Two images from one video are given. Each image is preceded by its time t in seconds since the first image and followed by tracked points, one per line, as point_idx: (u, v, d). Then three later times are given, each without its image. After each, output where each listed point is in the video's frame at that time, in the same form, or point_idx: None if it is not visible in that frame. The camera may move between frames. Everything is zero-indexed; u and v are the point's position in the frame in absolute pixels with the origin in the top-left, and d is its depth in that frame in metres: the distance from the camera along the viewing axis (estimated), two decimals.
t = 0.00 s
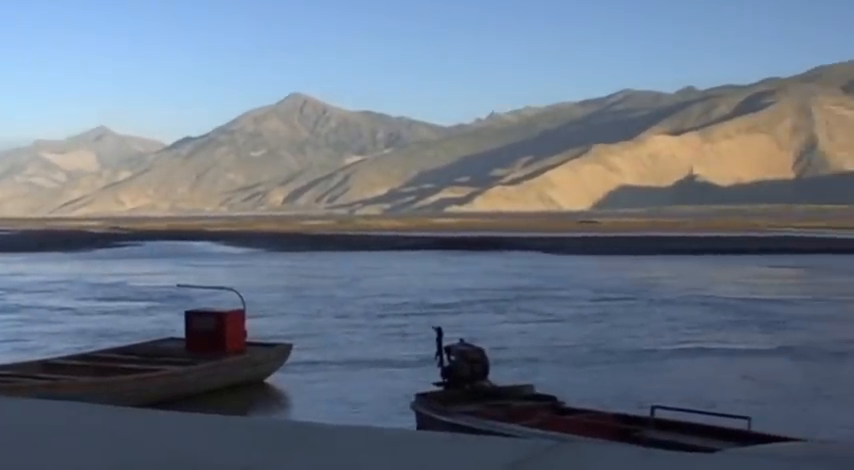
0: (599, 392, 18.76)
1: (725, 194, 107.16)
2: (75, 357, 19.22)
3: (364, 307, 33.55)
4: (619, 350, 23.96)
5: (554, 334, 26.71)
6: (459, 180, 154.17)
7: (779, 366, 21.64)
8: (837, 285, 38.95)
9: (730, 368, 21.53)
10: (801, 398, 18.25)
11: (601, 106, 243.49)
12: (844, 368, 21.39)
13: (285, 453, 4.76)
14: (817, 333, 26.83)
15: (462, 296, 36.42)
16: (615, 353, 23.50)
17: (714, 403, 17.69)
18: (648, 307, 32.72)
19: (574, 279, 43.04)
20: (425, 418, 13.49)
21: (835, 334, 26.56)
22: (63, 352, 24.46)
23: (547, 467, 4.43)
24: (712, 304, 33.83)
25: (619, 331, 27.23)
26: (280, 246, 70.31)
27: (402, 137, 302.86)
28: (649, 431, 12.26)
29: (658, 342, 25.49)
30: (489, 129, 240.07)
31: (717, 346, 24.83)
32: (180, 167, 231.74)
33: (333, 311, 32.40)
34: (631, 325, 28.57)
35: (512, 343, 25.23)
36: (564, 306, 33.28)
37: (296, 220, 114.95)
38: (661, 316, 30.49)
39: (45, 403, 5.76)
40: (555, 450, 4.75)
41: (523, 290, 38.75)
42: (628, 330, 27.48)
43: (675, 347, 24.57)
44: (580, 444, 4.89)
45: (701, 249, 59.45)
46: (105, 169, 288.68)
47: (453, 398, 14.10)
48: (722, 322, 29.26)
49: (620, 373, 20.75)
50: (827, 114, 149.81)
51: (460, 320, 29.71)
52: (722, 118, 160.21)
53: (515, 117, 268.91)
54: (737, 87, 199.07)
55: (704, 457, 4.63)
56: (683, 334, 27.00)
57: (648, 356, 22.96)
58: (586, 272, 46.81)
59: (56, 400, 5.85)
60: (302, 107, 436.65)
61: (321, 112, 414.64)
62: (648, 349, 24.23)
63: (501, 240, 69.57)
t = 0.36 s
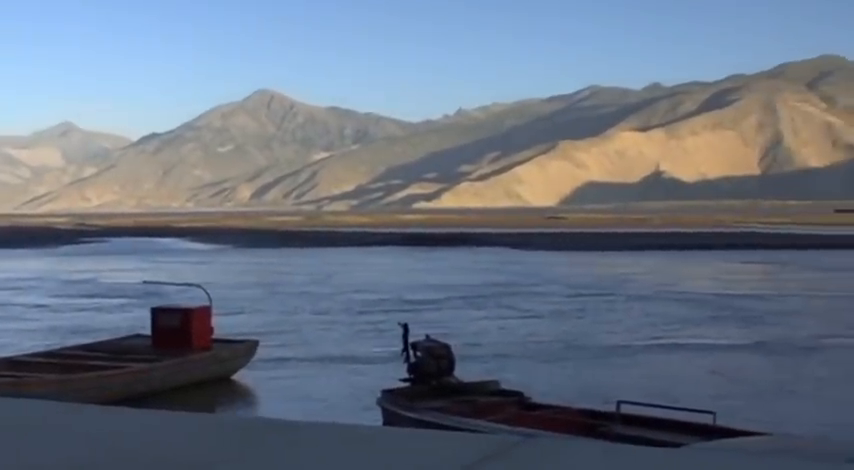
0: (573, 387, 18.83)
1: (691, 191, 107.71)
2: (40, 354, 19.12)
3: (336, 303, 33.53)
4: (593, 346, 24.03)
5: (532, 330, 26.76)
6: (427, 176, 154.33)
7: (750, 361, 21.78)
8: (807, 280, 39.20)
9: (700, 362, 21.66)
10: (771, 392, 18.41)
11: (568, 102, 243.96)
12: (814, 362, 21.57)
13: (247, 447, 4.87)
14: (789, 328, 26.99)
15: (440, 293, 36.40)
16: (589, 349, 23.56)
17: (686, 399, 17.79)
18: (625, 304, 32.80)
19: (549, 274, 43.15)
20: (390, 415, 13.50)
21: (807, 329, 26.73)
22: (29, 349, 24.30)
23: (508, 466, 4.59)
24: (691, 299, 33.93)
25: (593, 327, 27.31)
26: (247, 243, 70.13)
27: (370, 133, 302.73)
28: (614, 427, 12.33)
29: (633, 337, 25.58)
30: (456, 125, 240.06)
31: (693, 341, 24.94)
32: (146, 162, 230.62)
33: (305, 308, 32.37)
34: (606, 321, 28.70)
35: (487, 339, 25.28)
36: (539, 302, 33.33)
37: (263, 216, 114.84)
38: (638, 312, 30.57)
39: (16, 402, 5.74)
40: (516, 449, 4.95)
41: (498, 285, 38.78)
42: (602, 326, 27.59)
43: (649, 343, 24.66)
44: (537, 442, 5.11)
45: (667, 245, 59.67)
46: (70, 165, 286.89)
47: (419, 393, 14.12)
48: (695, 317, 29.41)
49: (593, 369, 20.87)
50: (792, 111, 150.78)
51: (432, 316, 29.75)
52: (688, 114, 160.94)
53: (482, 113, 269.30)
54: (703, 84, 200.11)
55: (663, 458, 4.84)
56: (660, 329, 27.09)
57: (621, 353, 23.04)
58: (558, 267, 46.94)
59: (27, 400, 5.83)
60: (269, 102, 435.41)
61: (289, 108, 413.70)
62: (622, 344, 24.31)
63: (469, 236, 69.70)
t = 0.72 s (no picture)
0: (542, 384, 18.86)
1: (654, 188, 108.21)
2: (2, 352, 18.94)
3: (305, 300, 33.49)
4: (563, 343, 24.06)
5: (506, 327, 26.78)
6: (392, 173, 154.38)
7: (719, 358, 21.87)
8: (776, 277, 39.37)
9: (674, 360, 21.72)
10: (739, 389, 18.47)
11: (532, 100, 244.44)
12: (782, 359, 21.67)
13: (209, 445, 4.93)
14: (758, 325, 27.10)
15: (411, 290, 36.39)
16: (558, 347, 23.59)
17: (655, 396, 17.82)
18: (599, 301, 32.84)
19: (521, 272, 43.24)
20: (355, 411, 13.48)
21: (776, 326, 26.84)
22: None
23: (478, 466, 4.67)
24: (665, 296, 34.01)
25: (563, 324, 27.36)
26: (212, 240, 69.97)
27: (335, 130, 302.45)
28: (577, 423, 12.37)
29: (604, 334, 25.63)
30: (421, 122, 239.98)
31: (666, 338, 25.01)
32: (109, 159, 229.34)
33: (272, 306, 32.30)
34: (577, 318, 28.74)
35: (461, 336, 25.31)
36: (510, 299, 33.34)
37: (227, 213, 114.63)
38: (612, 309, 30.63)
39: None
40: (477, 449, 5.04)
41: (470, 282, 38.78)
42: (573, 323, 27.63)
43: (621, 340, 24.69)
44: (497, 442, 5.22)
45: (632, 242, 59.88)
46: (32, 162, 284.84)
47: (382, 391, 14.11)
48: (666, 315, 29.49)
49: (561, 366, 20.90)
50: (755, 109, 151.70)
51: (400, 313, 29.74)
52: (652, 112, 161.65)
53: (446, 110, 269.62)
54: (667, 83, 201.13)
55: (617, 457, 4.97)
56: (633, 326, 27.16)
57: (591, 350, 23.09)
58: (528, 265, 47.04)
59: None
60: (234, 99, 434.05)
61: (253, 104, 412.50)
62: (593, 342, 24.36)
63: (434, 233, 69.73)
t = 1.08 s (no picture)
0: (506, 381, 18.87)
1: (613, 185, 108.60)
2: None
3: (267, 298, 33.35)
4: (528, 341, 24.04)
5: (474, 325, 26.78)
6: (350, 170, 154.09)
7: (682, 355, 21.91)
8: (738, 275, 39.55)
9: (642, 357, 21.78)
10: (703, 387, 18.51)
11: (491, 97, 244.58)
12: (746, 356, 21.80)
13: (169, 443, 4.99)
14: (720, 322, 27.21)
15: (377, 287, 36.31)
16: (521, 344, 23.60)
17: (618, 394, 17.84)
18: (566, 298, 32.83)
19: (485, 269, 43.22)
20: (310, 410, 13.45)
21: (740, 324, 26.92)
22: None
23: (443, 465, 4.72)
24: (634, 293, 34.05)
25: (527, 322, 27.38)
26: (167, 237, 69.46)
27: (293, 126, 301.37)
28: (535, 420, 12.37)
29: (570, 332, 25.62)
30: (378, 119, 239.48)
31: (631, 336, 25.03)
32: (64, 155, 227.20)
33: (233, 303, 32.14)
34: (541, 315, 28.76)
35: (427, 333, 25.26)
36: (476, 296, 33.31)
37: (183, 210, 113.94)
38: (579, 307, 30.68)
39: None
40: (434, 448, 5.13)
41: (436, 280, 38.70)
42: (536, 320, 27.67)
43: (587, 337, 24.70)
44: (454, 440, 5.27)
45: (590, 240, 59.96)
46: None
47: (339, 389, 14.07)
48: (632, 312, 29.49)
49: (528, 364, 20.93)
50: (712, 108, 152.71)
51: (362, 311, 29.62)
52: (609, 110, 162.27)
53: (404, 108, 269.47)
54: (625, 81, 202.03)
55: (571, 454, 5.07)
56: (599, 324, 27.19)
57: (555, 348, 23.11)
58: (489, 262, 47.07)
59: None
60: (191, 95, 431.44)
61: (211, 100, 410.21)
62: (557, 340, 24.36)
63: (392, 230, 69.60)
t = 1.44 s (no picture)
0: (462, 381, 18.91)
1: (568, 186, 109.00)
2: None
3: (225, 299, 33.22)
4: (487, 342, 24.08)
5: (437, 325, 26.76)
6: (305, 171, 153.76)
7: (639, 356, 21.99)
8: (696, 276, 39.73)
9: (606, 358, 21.83)
10: (657, 387, 18.61)
11: (446, 98, 244.77)
12: (707, 357, 21.92)
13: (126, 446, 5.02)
14: (679, 323, 27.33)
15: (338, 287, 36.24)
16: (480, 345, 23.63)
17: (576, 395, 17.91)
18: (528, 299, 32.88)
19: (448, 270, 43.19)
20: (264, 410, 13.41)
21: (697, 324, 27.05)
22: None
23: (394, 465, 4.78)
24: (595, 293, 34.15)
25: (485, 322, 27.42)
26: (120, 237, 68.99)
27: (248, 126, 300.31)
28: (490, 420, 12.38)
29: (530, 332, 25.67)
30: (333, 119, 238.87)
31: (592, 336, 25.12)
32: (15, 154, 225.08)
33: (191, 304, 31.97)
34: (502, 315, 28.80)
35: (390, 334, 25.20)
36: (437, 297, 33.31)
37: (136, 210, 113.25)
38: (543, 307, 30.71)
39: None
40: (387, 449, 5.19)
41: (397, 280, 38.65)
42: (495, 320, 27.72)
43: (551, 338, 24.74)
44: (408, 440, 5.33)
45: (545, 241, 60.17)
46: None
47: (292, 389, 14.05)
48: (591, 312, 29.57)
49: (491, 364, 20.95)
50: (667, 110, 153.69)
51: (320, 311, 29.54)
52: (565, 112, 162.92)
53: (360, 108, 269.36)
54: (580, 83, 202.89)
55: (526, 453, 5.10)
56: (563, 325, 27.24)
57: (514, 348, 23.15)
58: (447, 263, 47.09)
59: None
60: (145, 95, 428.66)
61: (165, 100, 407.78)
62: (518, 340, 24.39)
63: (347, 230, 69.51)
